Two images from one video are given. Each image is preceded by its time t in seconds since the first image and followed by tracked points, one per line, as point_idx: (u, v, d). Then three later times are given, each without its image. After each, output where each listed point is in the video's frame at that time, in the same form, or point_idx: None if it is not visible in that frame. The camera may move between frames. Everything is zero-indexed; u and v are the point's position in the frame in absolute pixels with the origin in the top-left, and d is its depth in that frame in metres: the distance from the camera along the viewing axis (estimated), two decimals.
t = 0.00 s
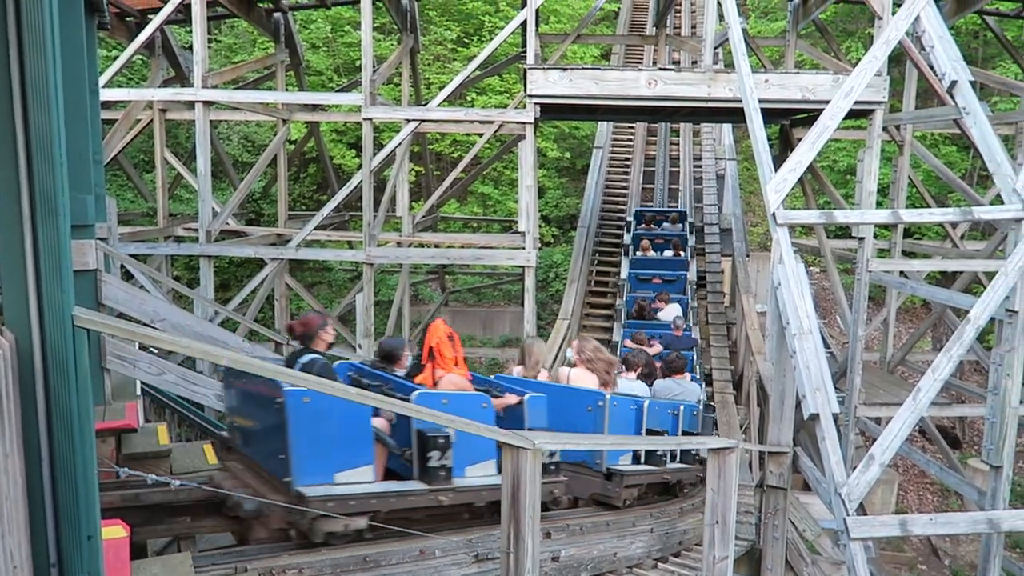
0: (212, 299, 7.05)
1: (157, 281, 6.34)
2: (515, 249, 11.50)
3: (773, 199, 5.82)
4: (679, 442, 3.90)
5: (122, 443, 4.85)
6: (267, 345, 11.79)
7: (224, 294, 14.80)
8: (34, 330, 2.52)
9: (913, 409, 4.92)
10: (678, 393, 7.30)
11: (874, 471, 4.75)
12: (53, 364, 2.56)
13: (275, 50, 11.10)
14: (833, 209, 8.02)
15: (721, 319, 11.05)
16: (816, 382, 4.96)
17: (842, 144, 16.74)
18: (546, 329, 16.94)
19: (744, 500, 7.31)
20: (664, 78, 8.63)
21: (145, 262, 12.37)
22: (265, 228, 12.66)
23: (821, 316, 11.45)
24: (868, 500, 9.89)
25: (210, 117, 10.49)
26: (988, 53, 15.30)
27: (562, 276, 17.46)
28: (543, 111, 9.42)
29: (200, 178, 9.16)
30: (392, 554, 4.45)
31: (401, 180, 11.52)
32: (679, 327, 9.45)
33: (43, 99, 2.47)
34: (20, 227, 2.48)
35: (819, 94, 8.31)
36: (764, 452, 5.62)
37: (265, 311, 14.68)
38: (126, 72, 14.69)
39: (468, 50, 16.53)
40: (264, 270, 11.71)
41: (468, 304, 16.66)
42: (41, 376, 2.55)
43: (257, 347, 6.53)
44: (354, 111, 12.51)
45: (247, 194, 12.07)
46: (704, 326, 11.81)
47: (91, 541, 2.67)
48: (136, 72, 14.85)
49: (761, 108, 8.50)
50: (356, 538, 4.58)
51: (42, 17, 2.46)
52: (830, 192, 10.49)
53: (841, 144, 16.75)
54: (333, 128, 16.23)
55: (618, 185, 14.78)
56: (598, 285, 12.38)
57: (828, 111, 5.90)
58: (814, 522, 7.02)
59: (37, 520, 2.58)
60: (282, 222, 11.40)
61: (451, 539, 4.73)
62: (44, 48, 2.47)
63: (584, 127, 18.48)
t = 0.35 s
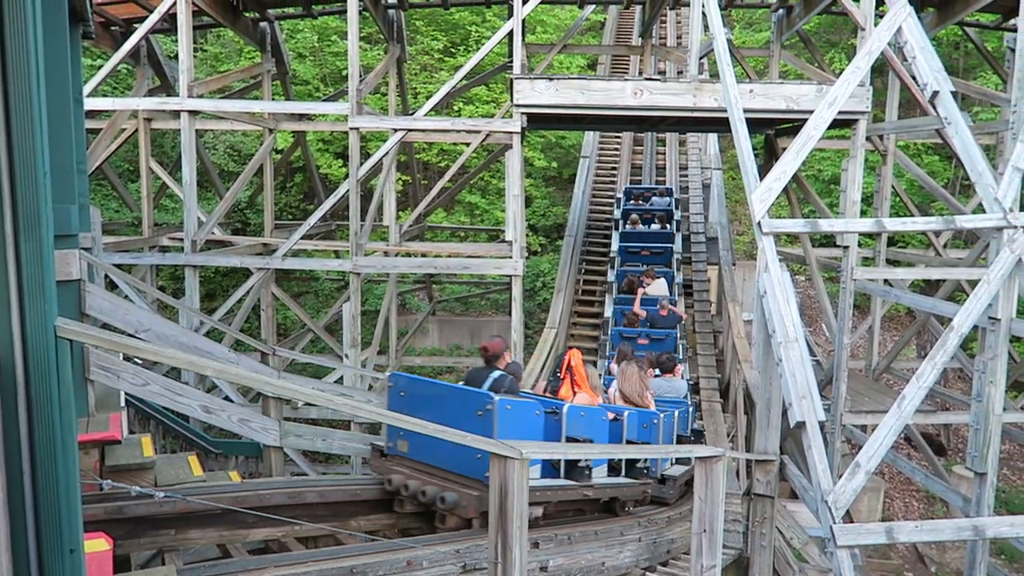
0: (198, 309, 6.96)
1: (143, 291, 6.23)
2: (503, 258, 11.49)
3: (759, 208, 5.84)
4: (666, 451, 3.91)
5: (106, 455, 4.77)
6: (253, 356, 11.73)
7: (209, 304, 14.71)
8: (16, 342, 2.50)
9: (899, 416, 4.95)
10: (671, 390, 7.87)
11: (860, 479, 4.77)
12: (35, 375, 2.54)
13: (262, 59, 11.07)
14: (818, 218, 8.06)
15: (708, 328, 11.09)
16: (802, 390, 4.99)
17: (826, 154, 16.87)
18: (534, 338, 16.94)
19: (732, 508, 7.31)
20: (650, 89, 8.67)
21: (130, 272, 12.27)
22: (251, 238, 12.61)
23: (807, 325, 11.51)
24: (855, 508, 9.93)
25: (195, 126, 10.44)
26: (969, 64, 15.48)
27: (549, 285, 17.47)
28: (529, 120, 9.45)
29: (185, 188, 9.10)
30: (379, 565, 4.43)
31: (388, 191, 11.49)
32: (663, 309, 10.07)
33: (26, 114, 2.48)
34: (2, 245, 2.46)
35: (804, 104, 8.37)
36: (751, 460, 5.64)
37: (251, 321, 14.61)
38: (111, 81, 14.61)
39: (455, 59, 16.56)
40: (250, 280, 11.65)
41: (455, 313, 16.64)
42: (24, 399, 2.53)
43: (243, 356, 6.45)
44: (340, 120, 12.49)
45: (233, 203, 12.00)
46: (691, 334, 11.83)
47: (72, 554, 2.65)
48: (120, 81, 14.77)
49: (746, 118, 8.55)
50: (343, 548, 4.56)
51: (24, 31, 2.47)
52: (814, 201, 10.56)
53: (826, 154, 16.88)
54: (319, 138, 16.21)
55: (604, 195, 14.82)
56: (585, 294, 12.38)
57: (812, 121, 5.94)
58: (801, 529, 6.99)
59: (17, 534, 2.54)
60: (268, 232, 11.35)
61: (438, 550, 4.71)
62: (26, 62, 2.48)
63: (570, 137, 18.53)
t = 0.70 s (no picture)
0: (183, 317, 6.89)
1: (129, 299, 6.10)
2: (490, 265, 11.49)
3: (744, 215, 5.86)
4: (652, 457, 3.91)
5: (91, 463, 4.73)
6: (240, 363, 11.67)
7: (195, 311, 14.63)
8: None
9: (885, 421, 4.97)
10: (655, 376, 8.60)
11: (846, 483, 4.78)
12: (17, 384, 2.53)
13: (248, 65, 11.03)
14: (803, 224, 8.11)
15: (695, 333, 11.12)
16: (788, 395, 4.99)
17: (811, 160, 17.00)
18: (521, 344, 16.94)
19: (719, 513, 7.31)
20: (636, 95, 8.70)
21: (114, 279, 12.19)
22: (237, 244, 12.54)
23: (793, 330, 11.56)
24: (841, 512, 9.97)
25: (181, 132, 10.39)
26: (951, 71, 15.64)
27: (537, 291, 17.48)
28: (516, 126, 9.46)
29: (171, 194, 9.04)
30: (365, 573, 4.40)
31: (375, 197, 11.46)
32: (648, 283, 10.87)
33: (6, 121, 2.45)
34: None
35: (788, 111, 8.43)
36: (739, 465, 5.64)
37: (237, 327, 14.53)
38: (95, 87, 14.52)
39: (442, 66, 16.57)
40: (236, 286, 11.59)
41: (443, 319, 16.62)
42: (8, 407, 2.54)
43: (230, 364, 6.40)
44: (327, 127, 12.46)
45: (219, 210, 11.94)
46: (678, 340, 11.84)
47: (55, 564, 2.64)
48: (105, 87, 14.69)
49: (732, 125, 8.60)
50: (329, 556, 4.53)
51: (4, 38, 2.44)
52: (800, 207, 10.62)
53: (811, 160, 17.01)
54: (306, 144, 16.17)
55: (591, 201, 14.85)
56: (573, 300, 12.40)
57: (797, 127, 5.97)
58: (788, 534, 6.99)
59: None
60: (254, 238, 11.28)
61: (425, 557, 4.69)
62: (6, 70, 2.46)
63: (557, 143, 18.57)
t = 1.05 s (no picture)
0: (166, 326, 6.81)
1: (110, 307, 6.03)
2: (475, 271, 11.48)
3: (728, 220, 5.88)
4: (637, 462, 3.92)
5: (72, 474, 4.68)
6: (223, 372, 11.60)
7: (177, 320, 14.54)
8: None
9: (868, 423, 5.00)
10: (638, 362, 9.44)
11: (831, 486, 4.80)
12: None
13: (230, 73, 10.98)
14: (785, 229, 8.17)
15: (680, 338, 11.15)
16: (772, 398, 5.01)
17: (793, 166, 17.12)
18: (507, 350, 16.94)
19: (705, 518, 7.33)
20: (620, 102, 8.74)
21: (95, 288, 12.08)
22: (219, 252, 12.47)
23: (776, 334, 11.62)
24: (826, 515, 10.02)
25: (163, 140, 10.32)
26: (930, 77, 15.83)
27: (522, 297, 17.50)
28: (500, 133, 9.48)
29: (153, 202, 8.98)
30: None
31: (359, 204, 11.43)
32: (632, 266, 11.78)
33: None
34: None
35: (770, 117, 8.49)
36: (724, 469, 5.66)
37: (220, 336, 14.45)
38: (75, 94, 14.41)
39: (425, 72, 16.58)
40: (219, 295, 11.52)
41: (428, 326, 16.60)
42: None
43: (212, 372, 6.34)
44: (310, 134, 12.42)
45: (201, 218, 11.86)
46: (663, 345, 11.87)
47: None
48: (85, 94, 14.58)
49: (714, 131, 8.65)
50: (314, 565, 4.49)
51: None
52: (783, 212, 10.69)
53: (793, 166, 17.13)
54: (289, 151, 16.12)
55: (575, 207, 14.88)
56: (558, 306, 12.43)
57: (779, 133, 6.01)
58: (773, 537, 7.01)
59: None
60: (237, 246, 11.22)
61: (410, 565, 4.65)
62: None
63: (541, 149, 18.61)
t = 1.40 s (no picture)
0: (149, 337, 6.74)
1: (92, 317, 5.94)
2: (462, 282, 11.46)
3: (713, 230, 5.92)
4: (622, 472, 3.93)
5: (52, 488, 4.63)
6: (208, 383, 11.52)
7: (161, 331, 14.44)
8: None
9: (852, 432, 5.03)
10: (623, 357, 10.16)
11: (815, 496, 4.82)
12: None
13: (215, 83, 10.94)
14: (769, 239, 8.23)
15: (666, 347, 11.19)
16: (758, 409, 5.02)
17: (778, 176, 17.26)
18: (493, 361, 16.93)
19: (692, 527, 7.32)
20: (605, 113, 8.77)
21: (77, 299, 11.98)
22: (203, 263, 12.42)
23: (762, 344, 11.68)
24: (812, 523, 10.05)
25: (147, 150, 10.27)
26: (910, 89, 16.03)
27: (508, 308, 17.50)
28: (486, 144, 9.50)
29: (137, 212, 8.93)
30: None
31: (346, 214, 11.40)
32: (618, 260, 12.59)
33: None
34: None
35: (754, 128, 8.55)
36: (710, 480, 5.66)
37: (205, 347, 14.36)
38: (58, 104, 14.33)
39: (411, 83, 16.61)
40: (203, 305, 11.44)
41: (415, 337, 16.57)
42: None
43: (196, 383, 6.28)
44: (296, 144, 12.39)
45: (186, 228, 11.79)
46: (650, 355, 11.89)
47: None
48: (69, 104, 14.50)
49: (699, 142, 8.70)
50: None
51: None
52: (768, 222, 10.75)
53: (777, 177, 17.26)
54: (275, 161, 16.09)
55: (561, 217, 14.92)
56: (545, 316, 12.44)
57: (763, 144, 6.05)
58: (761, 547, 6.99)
59: None
60: (222, 257, 11.15)
61: None
62: None
63: (528, 160, 18.66)
